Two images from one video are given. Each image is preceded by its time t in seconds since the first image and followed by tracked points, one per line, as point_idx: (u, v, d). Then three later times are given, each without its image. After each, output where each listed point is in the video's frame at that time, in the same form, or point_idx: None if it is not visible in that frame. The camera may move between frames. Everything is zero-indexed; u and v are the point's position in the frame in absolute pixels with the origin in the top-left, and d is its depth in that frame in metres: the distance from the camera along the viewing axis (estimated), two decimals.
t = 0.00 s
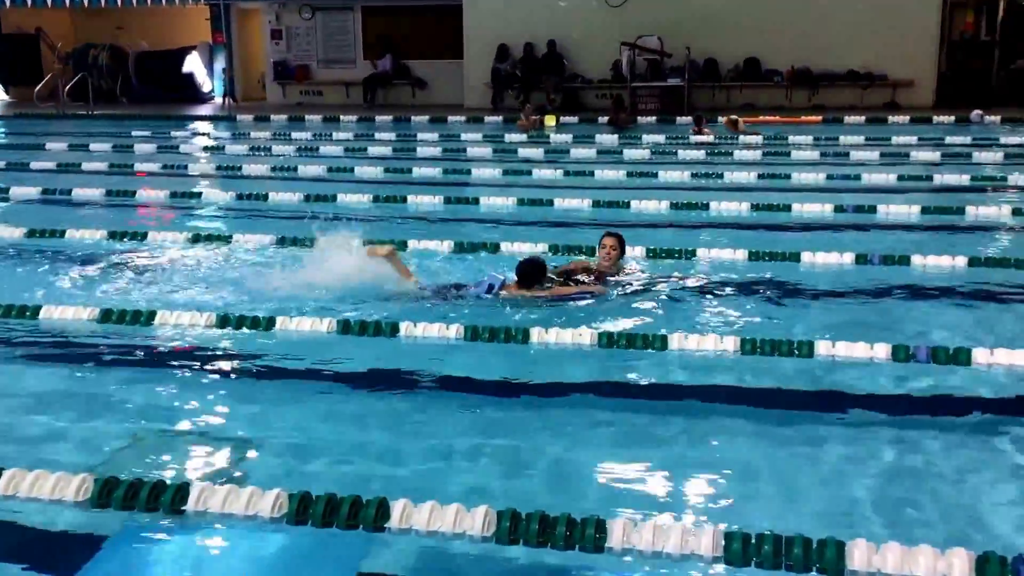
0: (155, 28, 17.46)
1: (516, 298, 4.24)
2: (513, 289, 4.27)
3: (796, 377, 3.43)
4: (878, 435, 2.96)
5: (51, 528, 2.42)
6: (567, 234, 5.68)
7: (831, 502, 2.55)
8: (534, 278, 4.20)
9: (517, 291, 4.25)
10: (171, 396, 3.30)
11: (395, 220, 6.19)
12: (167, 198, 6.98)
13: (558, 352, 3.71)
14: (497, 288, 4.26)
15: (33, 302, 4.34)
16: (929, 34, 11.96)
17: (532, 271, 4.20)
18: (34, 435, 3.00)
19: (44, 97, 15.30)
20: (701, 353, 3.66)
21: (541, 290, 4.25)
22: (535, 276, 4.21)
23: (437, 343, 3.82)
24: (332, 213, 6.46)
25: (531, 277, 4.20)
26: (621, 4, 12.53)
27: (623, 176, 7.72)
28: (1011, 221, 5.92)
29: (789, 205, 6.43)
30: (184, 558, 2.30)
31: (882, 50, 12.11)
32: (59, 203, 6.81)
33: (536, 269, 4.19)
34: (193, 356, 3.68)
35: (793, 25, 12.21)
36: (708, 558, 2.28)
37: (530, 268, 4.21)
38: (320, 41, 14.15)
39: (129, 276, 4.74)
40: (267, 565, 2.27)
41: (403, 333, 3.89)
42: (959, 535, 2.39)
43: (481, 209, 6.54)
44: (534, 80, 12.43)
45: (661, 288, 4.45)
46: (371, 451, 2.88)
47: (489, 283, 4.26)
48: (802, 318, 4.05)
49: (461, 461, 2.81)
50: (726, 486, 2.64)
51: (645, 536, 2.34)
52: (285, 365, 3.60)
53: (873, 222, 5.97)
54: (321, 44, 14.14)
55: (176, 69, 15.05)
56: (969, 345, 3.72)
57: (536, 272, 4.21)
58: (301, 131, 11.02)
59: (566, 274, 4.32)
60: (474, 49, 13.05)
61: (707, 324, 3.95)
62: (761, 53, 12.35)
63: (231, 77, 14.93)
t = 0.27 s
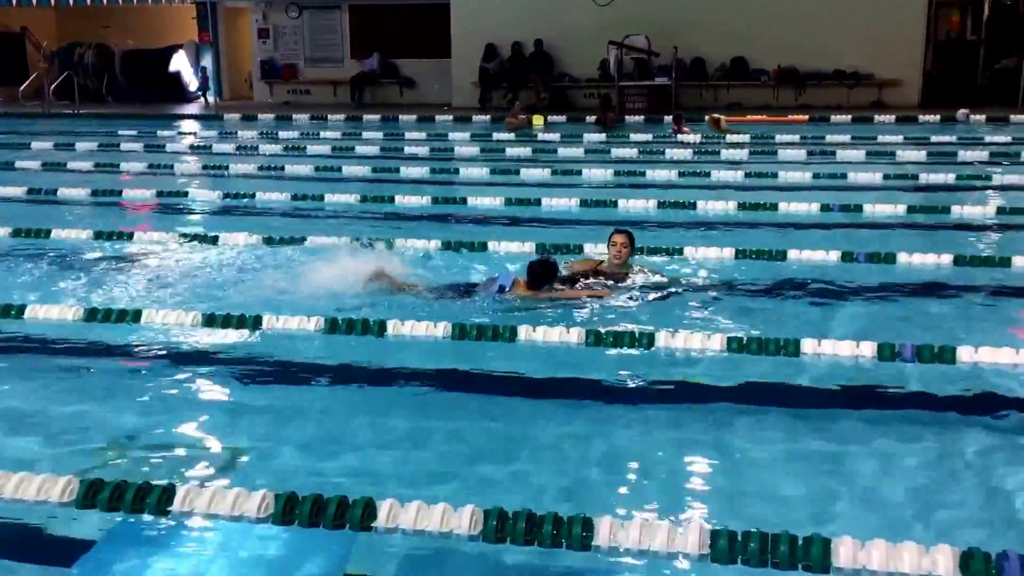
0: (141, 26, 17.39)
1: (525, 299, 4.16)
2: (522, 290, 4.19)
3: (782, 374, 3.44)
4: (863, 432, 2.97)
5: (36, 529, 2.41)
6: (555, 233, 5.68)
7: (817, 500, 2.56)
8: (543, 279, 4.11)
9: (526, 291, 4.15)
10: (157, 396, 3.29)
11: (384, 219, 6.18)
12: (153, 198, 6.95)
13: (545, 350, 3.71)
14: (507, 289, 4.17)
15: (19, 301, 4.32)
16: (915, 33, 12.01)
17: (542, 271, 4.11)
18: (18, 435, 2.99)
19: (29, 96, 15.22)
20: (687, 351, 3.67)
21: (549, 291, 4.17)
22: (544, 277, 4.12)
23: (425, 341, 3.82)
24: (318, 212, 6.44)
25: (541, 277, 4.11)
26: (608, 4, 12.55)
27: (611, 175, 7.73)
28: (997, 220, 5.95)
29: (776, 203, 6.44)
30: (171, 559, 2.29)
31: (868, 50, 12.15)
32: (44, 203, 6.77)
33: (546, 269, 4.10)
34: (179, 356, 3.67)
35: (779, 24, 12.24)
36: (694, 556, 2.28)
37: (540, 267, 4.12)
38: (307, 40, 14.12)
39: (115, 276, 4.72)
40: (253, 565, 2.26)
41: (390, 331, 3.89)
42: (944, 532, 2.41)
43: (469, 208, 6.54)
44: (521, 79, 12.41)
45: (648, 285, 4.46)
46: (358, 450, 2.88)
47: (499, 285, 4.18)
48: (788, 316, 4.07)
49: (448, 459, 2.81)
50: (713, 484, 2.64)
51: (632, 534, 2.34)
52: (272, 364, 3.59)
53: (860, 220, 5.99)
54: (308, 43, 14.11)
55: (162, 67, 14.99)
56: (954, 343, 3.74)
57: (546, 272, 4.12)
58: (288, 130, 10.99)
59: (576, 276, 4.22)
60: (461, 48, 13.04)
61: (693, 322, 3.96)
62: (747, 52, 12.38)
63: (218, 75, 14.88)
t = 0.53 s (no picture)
0: (127, 26, 17.32)
1: (534, 296, 4.21)
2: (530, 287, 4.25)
3: (769, 373, 3.45)
4: (848, 431, 2.99)
5: (20, 530, 2.39)
6: (544, 233, 5.69)
7: (802, 498, 2.57)
8: (551, 274, 4.18)
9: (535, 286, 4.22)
10: (143, 396, 3.28)
11: (372, 219, 6.17)
12: (139, 198, 6.92)
13: (533, 351, 3.71)
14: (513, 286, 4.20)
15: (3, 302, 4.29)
16: (901, 33, 12.05)
17: (550, 266, 4.18)
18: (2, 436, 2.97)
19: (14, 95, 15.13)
20: (674, 350, 3.68)
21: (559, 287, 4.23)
22: (552, 272, 4.18)
23: (412, 342, 3.82)
24: (305, 212, 6.43)
25: (548, 272, 4.18)
26: (595, 4, 12.57)
27: (599, 174, 7.75)
28: (982, 219, 5.97)
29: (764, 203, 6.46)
30: (157, 558, 2.29)
31: (854, 49, 12.19)
32: (29, 202, 6.73)
33: (552, 264, 4.17)
34: (166, 356, 3.66)
35: (766, 24, 12.28)
36: (681, 554, 2.29)
37: (547, 263, 4.19)
38: (294, 39, 14.09)
39: (100, 277, 4.70)
40: (240, 566, 2.26)
41: (377, 332, 3.88)
42: (930, 529, 2.42)
43: (457, 207, 6.55)
44: (509, 79, 12.42)
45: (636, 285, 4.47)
46: (345, 451, 2.87)
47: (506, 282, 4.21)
48: (776, 315, 4.08)
49: (435, 459, 2.81)
50: (699, 483, 2.65)
51: (618, 533, 2.35)
52: (259, 365, 3.59)
53: (847, 220, 6.01)
54: (296, 43, 14.07)
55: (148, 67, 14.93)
56: (939, 341, 3.76)
57: (553, 266, 4.19)
58: (275, 130, 10.96)
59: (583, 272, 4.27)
60: (449, 47, 13.04)
61: (681, 322, 3.97)
62: (735, 52, 12.41)
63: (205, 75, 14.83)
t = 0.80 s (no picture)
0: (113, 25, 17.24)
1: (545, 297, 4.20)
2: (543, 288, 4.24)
3: (756, 372, 3.46)
4: (834, 430, 3.00)
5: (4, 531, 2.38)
6: (532, 232, 5.70)
7: (788, 497, 2.58)
8: (561, 276, 4.17)
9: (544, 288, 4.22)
10: (128, 397, 3.27)
11: (359, 219, 6.16)
12: (125, 198, 6.89)
13: (520, 351, 3.72)
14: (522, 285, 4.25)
15: None
16: (887, 32, 12.10)
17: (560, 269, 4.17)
18: None
19: None
20: (661, 350, 3.68)
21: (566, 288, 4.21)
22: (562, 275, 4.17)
23: (399, 342, 3.81)
24: (293, 211, 6.42)
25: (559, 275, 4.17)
26: (583, 3, 12.57)
27: (587, 174, 7.75)
28: (968, 219, 6.00)
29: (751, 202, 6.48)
30: (143, 560, 2.28)
31: (840, 49, 12.23)
32: (14, 203, 6.70)
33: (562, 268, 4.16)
34: (151, 357, 3.65)
35: (754, 25, 12.31)
36: (668, 553, 2.29)
37: (558, 266, 4.18)
38: (281, 38, 14.06)
39: (85, 277, 4.68)
40: (226, 567, 2.25)
41: (364, 332, 3.87)
42: (914, 528, 2.43)
43: (445, 207, 6.55)
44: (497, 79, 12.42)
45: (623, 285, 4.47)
46: (332, 451, 2.87)
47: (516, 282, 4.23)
48: (762, 314, 4.09)
49: (422, 459, 2.81)
50: (686, 483, 2.66)
51: (606, 532, 2.35)
52: (245, 365, 3.58)
53: (833, 220, 6.03)
54: (283, 42, 14.04)
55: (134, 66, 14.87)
56: (925, 340, 3.78)
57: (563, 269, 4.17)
58: (262, 129, 10.93)
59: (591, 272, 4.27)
60: (437, 47, 13.02)
61: (668, 321, 3.97)
62: (722, 52, 12.43)
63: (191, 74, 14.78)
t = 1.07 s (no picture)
0: (98, 24, 17.16)
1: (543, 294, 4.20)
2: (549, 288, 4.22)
3: (743, 370, 3.47)
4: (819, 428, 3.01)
5: None
6: (518, 232, 5.70)
7: (773, 494, 2.60)
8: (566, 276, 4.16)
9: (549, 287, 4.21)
10: (112, 398, 3.25)
11: (345, 219, 6.14)
12: (110, 197, 6.86)
13: (506, 350, 3.72)
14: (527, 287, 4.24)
15: None
16: (872, 33, 12.14)
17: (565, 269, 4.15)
18: None
19: None
20: (648, 349, 3.69)
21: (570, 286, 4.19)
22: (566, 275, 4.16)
23: (385, 341, 3.81)
24: (280, 211, 6.41)
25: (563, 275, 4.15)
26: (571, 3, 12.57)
27: (574, 174, 7.76)
28: (951, 218, 6.03)
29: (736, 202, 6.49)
30: (127, 562, 2.27)
31: (827, 49, 12.27)
32: None
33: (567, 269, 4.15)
34: (135, 357, 3.63)
35: (740, 25, 12.34)
36: (653, 551, 2.30)
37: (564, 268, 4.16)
38: (268, 38, 14.02)
39: (70, 277, 4.65)
40: (211, 568, 2.25)
41: (351, 331, 3.87)
42: (899, 525, 2.44)
43: (432, 207, 6.54)
44: (484, 78, 12.42)
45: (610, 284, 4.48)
46: (320, 450, 2.87)
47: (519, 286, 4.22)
48: (747, 313, 4.10)
49: (409, 458, 2.81)
50: (672, 481, 2.67)
51: (591, 531, 2.36)
52: (231, 364, 3.56)
53: (819, 219, 6.05)
54: (269, 41, 14.01)
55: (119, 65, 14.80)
56: (910, 339, 3.80)
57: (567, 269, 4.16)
58: (249, 129, 10.89)
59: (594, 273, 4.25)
60: (424, 47, 13.01)
61: (654, 320, 3.98)
62: (709, 52, 12.46)
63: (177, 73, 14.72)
